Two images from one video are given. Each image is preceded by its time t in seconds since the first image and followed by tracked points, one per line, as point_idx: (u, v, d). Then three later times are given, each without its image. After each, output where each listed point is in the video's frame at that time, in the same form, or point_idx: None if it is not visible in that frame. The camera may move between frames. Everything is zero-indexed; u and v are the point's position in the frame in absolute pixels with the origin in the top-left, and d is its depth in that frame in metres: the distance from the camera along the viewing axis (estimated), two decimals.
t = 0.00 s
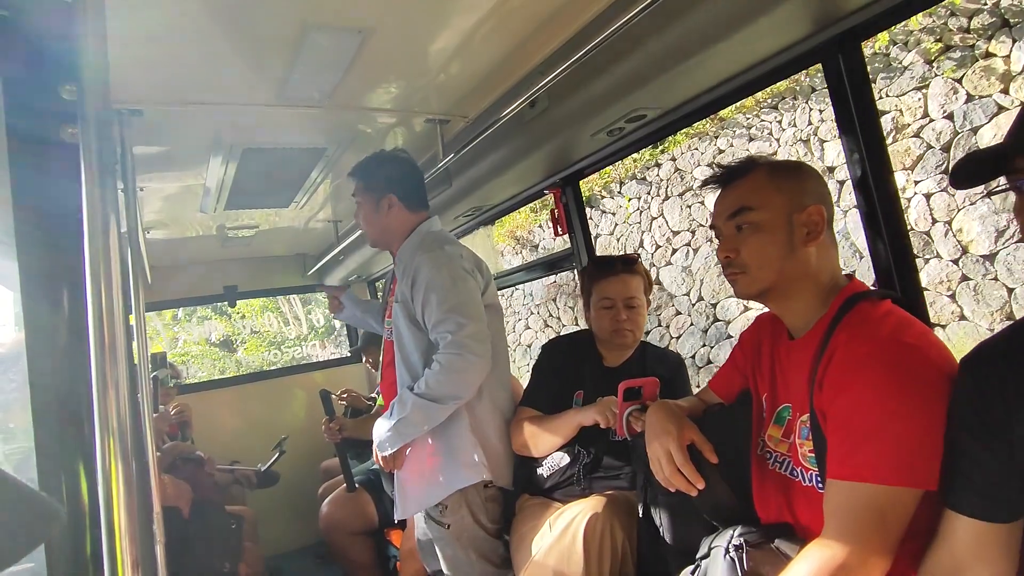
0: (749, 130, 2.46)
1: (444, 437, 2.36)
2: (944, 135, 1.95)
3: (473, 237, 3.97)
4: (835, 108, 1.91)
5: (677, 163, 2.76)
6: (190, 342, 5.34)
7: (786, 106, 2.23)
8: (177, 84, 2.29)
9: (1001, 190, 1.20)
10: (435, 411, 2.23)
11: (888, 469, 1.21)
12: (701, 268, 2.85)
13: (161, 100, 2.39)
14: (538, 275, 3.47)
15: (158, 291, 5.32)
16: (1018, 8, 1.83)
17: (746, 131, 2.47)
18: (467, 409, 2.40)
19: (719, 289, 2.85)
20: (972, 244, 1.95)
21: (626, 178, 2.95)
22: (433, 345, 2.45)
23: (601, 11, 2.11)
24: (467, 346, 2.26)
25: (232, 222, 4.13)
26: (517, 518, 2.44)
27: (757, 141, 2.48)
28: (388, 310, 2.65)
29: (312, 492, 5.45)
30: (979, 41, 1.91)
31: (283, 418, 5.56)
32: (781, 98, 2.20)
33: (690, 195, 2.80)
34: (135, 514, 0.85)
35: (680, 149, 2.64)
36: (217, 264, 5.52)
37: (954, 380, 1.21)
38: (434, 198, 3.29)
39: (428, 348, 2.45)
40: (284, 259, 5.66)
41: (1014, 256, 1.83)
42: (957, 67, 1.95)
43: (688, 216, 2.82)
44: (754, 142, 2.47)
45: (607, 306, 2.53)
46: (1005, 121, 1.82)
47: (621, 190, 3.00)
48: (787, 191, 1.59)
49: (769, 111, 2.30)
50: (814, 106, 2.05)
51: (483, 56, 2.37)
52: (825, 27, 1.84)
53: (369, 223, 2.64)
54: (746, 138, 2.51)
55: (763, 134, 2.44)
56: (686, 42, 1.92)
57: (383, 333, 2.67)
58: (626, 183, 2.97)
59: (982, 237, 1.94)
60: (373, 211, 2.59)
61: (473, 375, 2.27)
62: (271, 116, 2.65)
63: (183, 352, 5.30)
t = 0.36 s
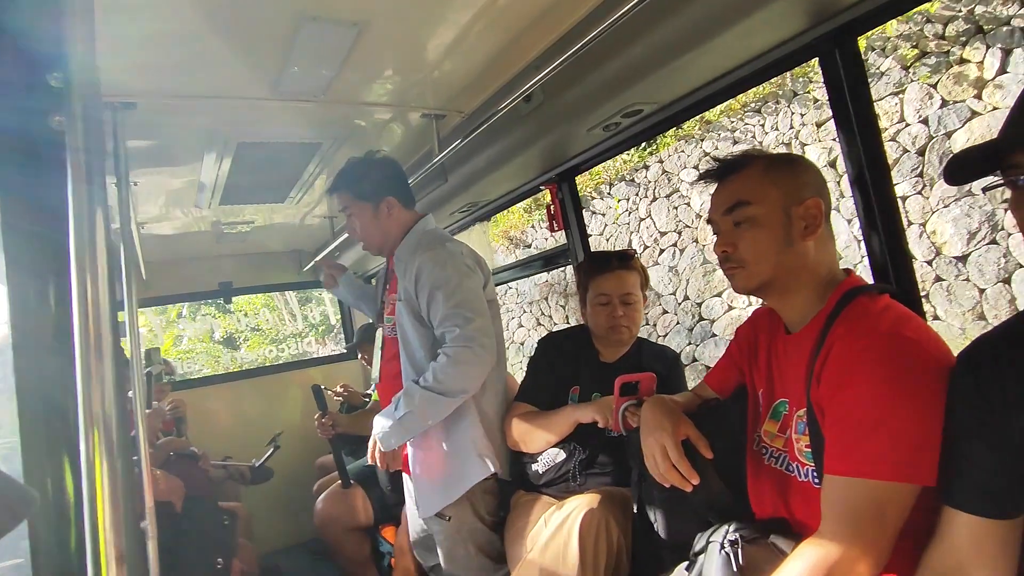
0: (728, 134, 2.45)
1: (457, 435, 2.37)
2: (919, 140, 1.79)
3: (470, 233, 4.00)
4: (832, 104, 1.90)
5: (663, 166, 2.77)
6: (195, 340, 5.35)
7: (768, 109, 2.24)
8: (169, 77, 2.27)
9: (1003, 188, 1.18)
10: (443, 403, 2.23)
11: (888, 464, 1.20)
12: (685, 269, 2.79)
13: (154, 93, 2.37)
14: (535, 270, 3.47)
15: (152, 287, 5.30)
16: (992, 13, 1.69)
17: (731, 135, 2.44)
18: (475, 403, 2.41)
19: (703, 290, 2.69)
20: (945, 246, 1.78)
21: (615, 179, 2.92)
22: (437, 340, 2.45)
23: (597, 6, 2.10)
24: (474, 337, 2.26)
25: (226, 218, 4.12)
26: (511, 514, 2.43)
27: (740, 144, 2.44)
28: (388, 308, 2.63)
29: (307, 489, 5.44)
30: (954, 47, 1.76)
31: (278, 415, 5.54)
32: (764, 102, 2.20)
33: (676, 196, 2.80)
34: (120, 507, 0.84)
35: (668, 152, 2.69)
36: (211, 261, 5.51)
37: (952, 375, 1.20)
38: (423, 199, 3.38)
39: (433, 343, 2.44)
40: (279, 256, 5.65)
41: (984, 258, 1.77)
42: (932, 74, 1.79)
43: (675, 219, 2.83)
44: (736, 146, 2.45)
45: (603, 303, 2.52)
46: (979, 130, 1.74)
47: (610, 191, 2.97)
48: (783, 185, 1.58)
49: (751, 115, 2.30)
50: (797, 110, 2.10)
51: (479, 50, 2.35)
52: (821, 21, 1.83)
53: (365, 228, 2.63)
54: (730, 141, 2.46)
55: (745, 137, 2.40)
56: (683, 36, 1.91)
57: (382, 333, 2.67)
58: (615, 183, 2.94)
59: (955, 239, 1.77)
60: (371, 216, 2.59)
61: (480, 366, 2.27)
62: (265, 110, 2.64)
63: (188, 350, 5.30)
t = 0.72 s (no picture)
0: (718, 138, 2.30)
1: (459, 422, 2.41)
2: (898, 145, 1.78)
3: (469, 231, 4.01)
4: (830, 103, 1.89)
5: (653, 169, 2.60)
6: (200, 339, 5.35)
7: (756, 113, 2.17)
8: (164, 73, 2.26)
9: (1003, 186, 1.17)
10: (454, 390, 2.27)
11: (884, 465, 1.19)
12: (673, 270, 2.66)
13: (148, 89, 2.35)
14: (532, 269, 3.47)
15: (148, 284, 5.27)
16: (971, 20, 1.54)
17: (718, 140, 2.30)
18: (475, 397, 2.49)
19: (692, 292, 2.57)
20: (922, 248, 1.78)
21: (607, 182, 2.89)
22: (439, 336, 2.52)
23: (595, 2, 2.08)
24: (484, 332, 2.37)
25: (223, 216, 4.11)
26: (509, 513, 2.45)
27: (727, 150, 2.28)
28: (388, 304, 2.61)
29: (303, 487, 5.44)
30: (932, 55, 1.62)
31: (275, 413, 5.53)
32: (750, 106, 2.18)
33: (666, 199, 2.59)
34: (112, 505, 0.83)
35: (659, 154, 2.56)
36: (208, 259, 5.49)
37: (950, 375, 1.19)
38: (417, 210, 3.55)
39: (435, 338, 2.51)
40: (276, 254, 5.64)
41: (959, 262, 1.68)
42: (912, 80, 1.68)
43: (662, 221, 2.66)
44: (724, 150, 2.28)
45: (600, 300, 2.51)
46: (956, 137, 1.61)
47: (603, 193, 2.94)
48: (781, 182, 1.58)
49: (738, 120, 2.23)
50: (781, 115, 2.10)
51: (478, 47, 2.34)
52: (818, 21, 1.83)
53: (367, 217, 2.60)
54: (717, 146, 2.31)
55: (733, 141, 2.25)
56: (682, 34, 1.90)
57: (376, 330, 2.63)
58: (608, 186, 2.90)
59: (932, 242, 1.75)
60: (388, 207, 2.62)
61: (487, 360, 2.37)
62: (260, 107, 2.62)
63: (191, 349, 5.32)
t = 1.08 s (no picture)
0: (710, 143, 2.36)
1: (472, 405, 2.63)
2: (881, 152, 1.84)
3: (468, 232, 4.02)
4: (830, 106, 1.90)
5: (647, 173, 2.66)
6: (208, 337, 5.38)
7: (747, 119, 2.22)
8: (165, 74, 2.25)
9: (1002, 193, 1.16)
10: (480, 367, 2.46)
11: (885, 467, 1.18)
12: (665, 274, 2.71)
13: (148, 90, 2.35)
14: (532, 270, 3.47)
15: (147, 284, 5.26)
16: (953, 30, 1.59)
17: (708, 146, 2.37)
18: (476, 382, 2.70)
19: (682, 295, 2.62)
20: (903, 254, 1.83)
21: (601, 187, 2.94)
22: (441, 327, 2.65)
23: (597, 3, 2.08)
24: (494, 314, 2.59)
25: (222, 216, 4.11)
26: (509, 514, 2.46)
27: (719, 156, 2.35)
28: (388, 301, 2.61)
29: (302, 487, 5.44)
30: (915, 64, 1.68)
31: (274, 413, 5.53)
32: (740, 113, 2.22)
33: (659, 204, 2.64)
34: (114, 508, 0.83)
35: (653, 158, 2.62)
36: (207, 259, 5.49)
37: (946, 379, 1.20)
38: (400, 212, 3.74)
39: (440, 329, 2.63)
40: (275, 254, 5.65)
41: (940, 266, 1.73)
42: (895, 89, 1.76)
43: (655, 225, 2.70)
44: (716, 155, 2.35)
45: (599, 303, 2.50)
46: (937, 144, 1.67)
47: (597, 198, 2.98)
48: (784, 189, 1.57)
49: (728, 125, 2.28)
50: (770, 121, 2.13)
51: (479, 49, 2.34)
52: (822, 23, 1.82)
53: (365, 224, 2.67)
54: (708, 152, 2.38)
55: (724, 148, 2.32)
56: (683, 37, 1.90)
57: (381, 329, 2.61)
58: (602, 191, 2.95)
59: (914, 247, 1.80)
60: (369, 215, 2.67)
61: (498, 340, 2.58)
62: (261, 108, 2.62)
63: (202, 346, 5.34)
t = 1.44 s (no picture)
0: (700, 149, 2.39)
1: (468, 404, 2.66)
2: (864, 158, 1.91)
3: (468, 232, 4.02)
4: (830, 107, 1.91)
5: (640, 179, 2.71)
6: (217, 335, 5.41)
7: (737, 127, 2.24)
8: (166, 73, 2.26)
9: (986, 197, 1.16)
10: (475, 367, 2.50)
11: (874, 455, 1.19)
12: (656, 277, 2.73)
13: (150, 89, 2.35)
14: (531, 271, 3.46)
15: (146, 284, 5.25)
16: (934, 40, 1.63)
17: (700, 152, 2.39)
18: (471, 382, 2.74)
19: (673, 298, 2.65)
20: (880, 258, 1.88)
21: (596, 192, 2.98)
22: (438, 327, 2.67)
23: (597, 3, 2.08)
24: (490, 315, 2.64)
25: (222, 215, 4.11)
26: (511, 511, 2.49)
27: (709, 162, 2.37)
28: (388, 301, 2.61)
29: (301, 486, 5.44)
30: (898, 73, 1.75)
31: (273, 413, 5.52)
32: (730, 120, 2.24)
33: (652, 208, 2.68)
34: (120, 507, 0.83)
35: (644, 164, 2.66)
36: (206, 259, 5.49)
37: (942, 376, 1.20)
38: (397, 212, 3.79)
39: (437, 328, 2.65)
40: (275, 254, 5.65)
41: (921, 271, 1.80)
42: (878, 98, 1.81)
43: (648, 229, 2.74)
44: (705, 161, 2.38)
45: (596, 301, 2.51)
46: (919, 151, 1.74)
47: (593, 202, 3.01)
48: (797, 190, 1.57)
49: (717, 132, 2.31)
50: (757, 128, 2.14)
51: (479, 49, 2.35)
52: (825, 23, 1.83)
53: (358, 226, 2.66)
54: (699, 158, 2.40)
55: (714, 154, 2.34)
56: (685, 37, 1.90)
57: (381, 328, 2.60)
58: (597, 195, 2.98)
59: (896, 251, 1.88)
60: (367, 217, 2.67)
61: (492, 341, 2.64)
62: (262, 107, 2.62)
63: (211, 345, 5.37)
